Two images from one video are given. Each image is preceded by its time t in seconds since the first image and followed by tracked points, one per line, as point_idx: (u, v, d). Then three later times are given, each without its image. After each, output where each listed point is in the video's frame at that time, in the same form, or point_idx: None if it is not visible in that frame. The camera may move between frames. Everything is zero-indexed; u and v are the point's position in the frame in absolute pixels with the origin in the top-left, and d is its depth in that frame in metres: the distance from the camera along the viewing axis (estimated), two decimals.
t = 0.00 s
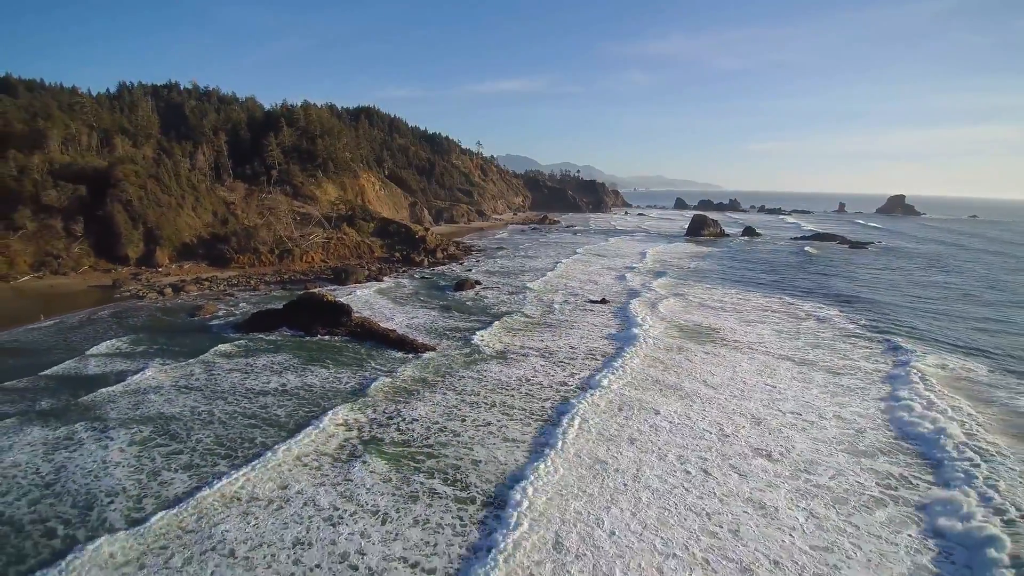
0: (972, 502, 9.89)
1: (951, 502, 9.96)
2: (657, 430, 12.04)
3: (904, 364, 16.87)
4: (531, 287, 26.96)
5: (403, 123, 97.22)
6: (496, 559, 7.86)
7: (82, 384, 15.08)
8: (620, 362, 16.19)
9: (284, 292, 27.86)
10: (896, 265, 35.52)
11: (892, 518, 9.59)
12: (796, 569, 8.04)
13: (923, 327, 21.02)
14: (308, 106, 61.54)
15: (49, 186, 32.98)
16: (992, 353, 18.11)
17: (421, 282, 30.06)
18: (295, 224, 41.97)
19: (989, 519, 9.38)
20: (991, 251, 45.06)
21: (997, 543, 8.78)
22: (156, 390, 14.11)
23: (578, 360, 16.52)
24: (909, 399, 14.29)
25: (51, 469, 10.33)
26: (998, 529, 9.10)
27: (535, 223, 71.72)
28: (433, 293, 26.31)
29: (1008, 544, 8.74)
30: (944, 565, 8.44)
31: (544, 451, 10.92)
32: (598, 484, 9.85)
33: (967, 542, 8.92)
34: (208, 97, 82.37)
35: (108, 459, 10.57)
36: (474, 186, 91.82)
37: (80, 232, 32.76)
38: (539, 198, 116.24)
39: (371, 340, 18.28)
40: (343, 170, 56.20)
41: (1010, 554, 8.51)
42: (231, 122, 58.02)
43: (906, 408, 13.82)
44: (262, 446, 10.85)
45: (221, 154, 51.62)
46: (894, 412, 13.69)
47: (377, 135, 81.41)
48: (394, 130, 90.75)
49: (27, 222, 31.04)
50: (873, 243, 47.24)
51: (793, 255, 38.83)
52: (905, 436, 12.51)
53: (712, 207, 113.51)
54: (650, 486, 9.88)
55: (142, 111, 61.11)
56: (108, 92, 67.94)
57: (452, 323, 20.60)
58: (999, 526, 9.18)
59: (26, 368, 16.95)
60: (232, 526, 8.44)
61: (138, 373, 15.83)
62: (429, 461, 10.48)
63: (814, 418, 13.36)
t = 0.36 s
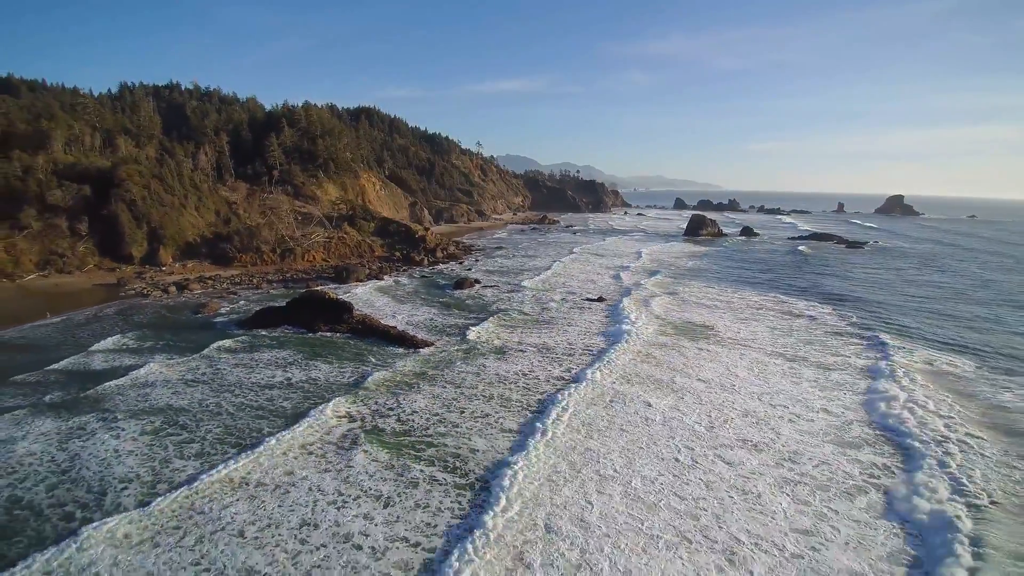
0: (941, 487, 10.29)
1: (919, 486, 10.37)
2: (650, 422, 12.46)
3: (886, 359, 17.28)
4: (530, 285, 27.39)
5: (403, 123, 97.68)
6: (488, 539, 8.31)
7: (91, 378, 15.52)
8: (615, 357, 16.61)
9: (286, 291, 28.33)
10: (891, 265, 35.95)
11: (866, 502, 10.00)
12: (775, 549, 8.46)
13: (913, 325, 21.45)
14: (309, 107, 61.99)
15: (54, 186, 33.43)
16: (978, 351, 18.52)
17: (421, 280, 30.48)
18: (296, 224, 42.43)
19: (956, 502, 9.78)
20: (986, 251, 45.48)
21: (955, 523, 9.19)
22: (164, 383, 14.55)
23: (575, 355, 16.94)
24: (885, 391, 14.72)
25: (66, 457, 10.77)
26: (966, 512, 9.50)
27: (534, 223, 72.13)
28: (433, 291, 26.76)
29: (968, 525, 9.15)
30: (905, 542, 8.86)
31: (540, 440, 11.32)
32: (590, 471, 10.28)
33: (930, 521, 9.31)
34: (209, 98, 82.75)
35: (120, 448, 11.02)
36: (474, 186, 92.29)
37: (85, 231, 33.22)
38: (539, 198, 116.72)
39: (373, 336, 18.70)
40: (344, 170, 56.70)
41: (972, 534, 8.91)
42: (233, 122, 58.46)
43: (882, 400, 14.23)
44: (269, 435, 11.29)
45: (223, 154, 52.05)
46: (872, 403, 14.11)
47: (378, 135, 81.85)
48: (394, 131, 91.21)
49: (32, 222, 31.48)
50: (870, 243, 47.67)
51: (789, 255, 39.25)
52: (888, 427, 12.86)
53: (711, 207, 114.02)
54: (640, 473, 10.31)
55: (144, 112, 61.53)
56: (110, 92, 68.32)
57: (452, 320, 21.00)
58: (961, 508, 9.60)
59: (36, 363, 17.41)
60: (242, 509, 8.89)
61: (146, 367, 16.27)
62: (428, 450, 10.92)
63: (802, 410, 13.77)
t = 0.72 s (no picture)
0: (913, 468, 10.74)
1: (891, 467, 10.82)
2: (641, 412, 12.94)
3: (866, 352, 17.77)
4: (528, 283, 27.87)
5: (403, 124, 98.15)
6: (483, 518, 8.80)
7: (100, 372, 16.02)
8: (609, 352, 17.08)
9: (289, 289, 28.83)
10: (885, 264, 36.43)
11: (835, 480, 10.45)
12: (757, 527, 8.92)
13: (902, 322, 21.93)
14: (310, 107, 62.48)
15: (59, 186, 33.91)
16: (964, 346, 19.01)
17: (420, 279, 30.97)
18: (298, 223, 42.92)
19: (927, 483, 10.22)
20: (981, 250, 45.94)
21: (921, 502, 9.62)
22: (173, 376, 15.03)
23: (570, 349, 17.41)
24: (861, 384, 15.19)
25: (82, 444, 11.24)
26: (936, 492, 9.95)
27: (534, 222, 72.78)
28: (433, 289, 27.24)
29: (932, 503, 9.59)
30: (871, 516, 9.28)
31: (536, 429, 11.82)
32: (583, 458, 10.77)
33: (899, 498, 9.74)
34: (210, 98, 83.17)
35: (133, 435, 11.50)
36: (474, 186, 92.80)
37: (90, 231, 33.69)
38: (539, 198, 117.22)
39: (374, 332, 19.20)
40: (344, 170, 57.24)
41: (936, 511, 9.37)
42: (234, 123, 58.92)
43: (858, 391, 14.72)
44: (276, 423, 11.82)
45: (225, 154, 52.51)
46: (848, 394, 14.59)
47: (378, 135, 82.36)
48: (394, 131, 91.72)
49: (38, 221, 31.97)
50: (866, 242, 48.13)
51: (785, 254, 39.73)
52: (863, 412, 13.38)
53: (710, 206, 114.57)
54: (631, 460, 10.79)
55: (146, 113, 61.99)
56: (112, 93, 68.72)
57: (451, 317, 21.47)
58: (928, 488, 10.06)
59: (46, 358, 17.90)
60: (252, 491, 9.37)
61: (153, 362, 16.74)
62: (428, 438, 11.44)
63: (790, 401, 14.23)
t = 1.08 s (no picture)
0: (889, 455, 11.23)
1: (868, 453, 11.31)
2: (632, 404, 13.46)
3: (845, 347, 18.27)
4: (526, 281, 28.41)
5: (403, 124, 98.67)
6: (479, 501, 9.30)
7: (109, 366, 16.51)
8: (603, 347, 17.61)
9: (291, 287, 29.36)
10: (878, 263, 36.96)
11: (812, 464, 10.95)
12: (739, 509, 9.40)
13: (890, 319, 22.47)
14: (310, 108, 62.99)
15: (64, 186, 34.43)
16: (950, 343, 19.49)
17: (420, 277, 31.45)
18: (299, 223, 43.44)
19: (902, 469, 10.72)
20: (975, 250, 46.48)
21: (891, 486, 10.13)
22: (181, 370, 15.53)
23: (565, 344, 17.93)
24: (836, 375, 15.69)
25: (96, 432, 11.72)
26: (908, 477, 10.45)
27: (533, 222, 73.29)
28: (433, 287, 27.78)
29: (902, 487, 10.11)
30: (843, 497, 9.78)
31: (531, 419, 12.35)
32: (576, 445, 11.27)
33: (871, 482, 10.24)
34: (211, 98, 83.69)
35: (145, 424, 12.00)
36: (474, 186, 93.39)
37: (95, 230, 34.22)
38: (538, 198, 117.78)
39: (375, 328, 19.70)
40: (344, 171, 57.84)
41: (905, 494, 9.87)
42: (236, 123, 59.44)
43: (834, 382, 15.19)
44: (282, 412, 12.32)
45: (226, 154, 53.03)
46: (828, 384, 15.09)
47: (378, 136, 82.90)
48: (395, 132, 92.25)
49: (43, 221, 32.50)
50: (861, 242, 48.67)
51: (780, 253, 40.22)
52: (842, 403, 13.80)
53: (708, 206, 115.19)
54: (621, 447, 11.29)
55: (148, 113, 62.49)
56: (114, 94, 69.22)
57: (450, 314, 21.94)
58: (901, 474, 10.56)
59: (56, 353, 18.38)
60: (261, 475, 9.87)
61: (160, 356, 17.19)
62: (428, 427, 11.94)
63: (777, 392, 14.75)
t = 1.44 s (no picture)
0: (868, 444, 11.75)
1: (847, 441, 11.83)
2: (624, 395, 14.00)
3: (831, 342, 18.80)
4: (524, 279, 28.94)
5: (403, 125, 99.20)
6: (476, 485, 9.82)
7: (118, 361, 17.01)
8: (598, 342, 18.14)
9: (293, 285, 29.90)
10: (872, 262, 37.53)
11: (792, 450, 11.49)
12: (723, 494, 9.89)
13: (879, 316, 23.02)
14: (311, 108, 63.50)
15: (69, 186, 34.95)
16: (937, 339, 19.99)
17: (421, 276, 31.91)
18: (301, 222, 43.98)
19: (879, 457, 11.24)
20: (968, 249, 47.06)
21: (866, 472, 10.66)
22: (188, 364, 16.03)
23: (561, 339, 18.45)
24: (812, 367, 16.31)
25: (109, 422, 12.23)
26: (884, 465, 10.98)
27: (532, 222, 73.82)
28: (433, 285, 28.33)
29: (877, 474, 10.62)
30: (820, 480, 10.32)
31: (527, 409, 12.89)
32: (569, 434, 11.79)
33: (848, 468, 10.76)
34: (212, 99, 84.15)
35: (156, 414, 12.49)
36: (473, 186, 93.97)
37: (99, 229, 34.74)
38: (538, 198, 118.38)
39: (376, 325, 20.22)
40: (345, 171, 58.41)
41: (880, 480, 10.39)
42: (237, 123, 59.96)
43: (818, 375, 15.73)
44: (288, 404, 12.84)
45: (228, 155, 53.56)
46: (815, 376, 15.61)
47: (379, 136, 83.44)
48: (395, 132, 92.81)
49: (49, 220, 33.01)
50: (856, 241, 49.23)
51: (776, 252, 40.73)
52: (823, 393, 14.34)
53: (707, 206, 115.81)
54: (612, 436, 11.83)
55: (150, 113, 62.98)
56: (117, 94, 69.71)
57: (449, 311, 22.41)
58: (878, 462, 11.08)
59: (66, 350, 18.88)
60: (269, 461, 10.40)
61: (167, 351, 17.70)
62: (429, 417, 12.45)
63: (765, 383, 15.28)
